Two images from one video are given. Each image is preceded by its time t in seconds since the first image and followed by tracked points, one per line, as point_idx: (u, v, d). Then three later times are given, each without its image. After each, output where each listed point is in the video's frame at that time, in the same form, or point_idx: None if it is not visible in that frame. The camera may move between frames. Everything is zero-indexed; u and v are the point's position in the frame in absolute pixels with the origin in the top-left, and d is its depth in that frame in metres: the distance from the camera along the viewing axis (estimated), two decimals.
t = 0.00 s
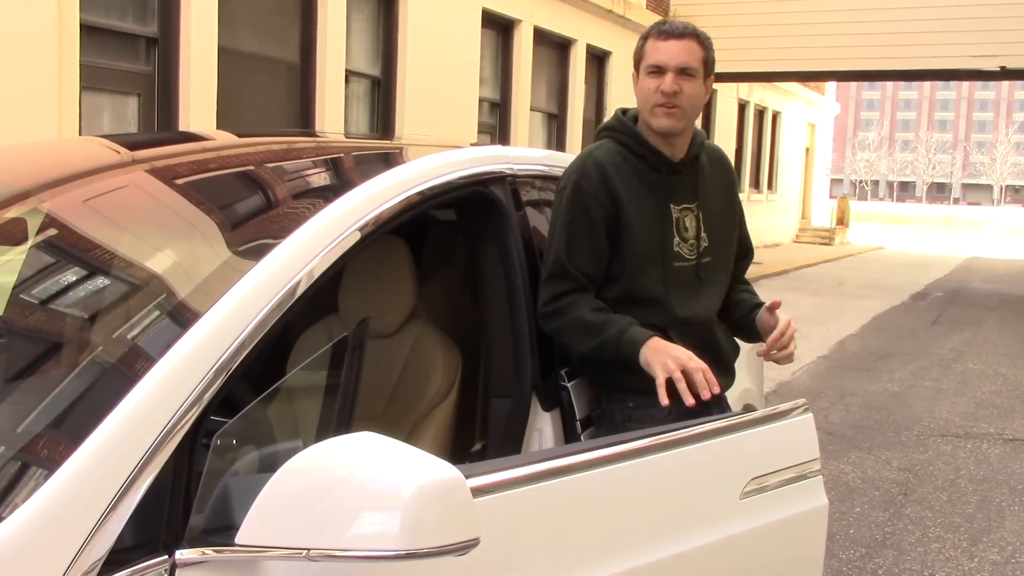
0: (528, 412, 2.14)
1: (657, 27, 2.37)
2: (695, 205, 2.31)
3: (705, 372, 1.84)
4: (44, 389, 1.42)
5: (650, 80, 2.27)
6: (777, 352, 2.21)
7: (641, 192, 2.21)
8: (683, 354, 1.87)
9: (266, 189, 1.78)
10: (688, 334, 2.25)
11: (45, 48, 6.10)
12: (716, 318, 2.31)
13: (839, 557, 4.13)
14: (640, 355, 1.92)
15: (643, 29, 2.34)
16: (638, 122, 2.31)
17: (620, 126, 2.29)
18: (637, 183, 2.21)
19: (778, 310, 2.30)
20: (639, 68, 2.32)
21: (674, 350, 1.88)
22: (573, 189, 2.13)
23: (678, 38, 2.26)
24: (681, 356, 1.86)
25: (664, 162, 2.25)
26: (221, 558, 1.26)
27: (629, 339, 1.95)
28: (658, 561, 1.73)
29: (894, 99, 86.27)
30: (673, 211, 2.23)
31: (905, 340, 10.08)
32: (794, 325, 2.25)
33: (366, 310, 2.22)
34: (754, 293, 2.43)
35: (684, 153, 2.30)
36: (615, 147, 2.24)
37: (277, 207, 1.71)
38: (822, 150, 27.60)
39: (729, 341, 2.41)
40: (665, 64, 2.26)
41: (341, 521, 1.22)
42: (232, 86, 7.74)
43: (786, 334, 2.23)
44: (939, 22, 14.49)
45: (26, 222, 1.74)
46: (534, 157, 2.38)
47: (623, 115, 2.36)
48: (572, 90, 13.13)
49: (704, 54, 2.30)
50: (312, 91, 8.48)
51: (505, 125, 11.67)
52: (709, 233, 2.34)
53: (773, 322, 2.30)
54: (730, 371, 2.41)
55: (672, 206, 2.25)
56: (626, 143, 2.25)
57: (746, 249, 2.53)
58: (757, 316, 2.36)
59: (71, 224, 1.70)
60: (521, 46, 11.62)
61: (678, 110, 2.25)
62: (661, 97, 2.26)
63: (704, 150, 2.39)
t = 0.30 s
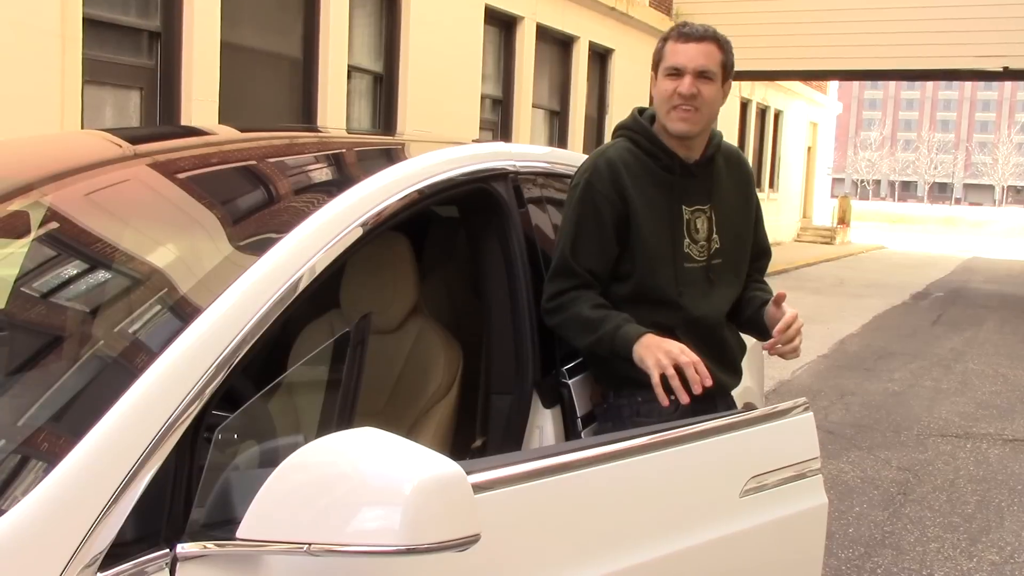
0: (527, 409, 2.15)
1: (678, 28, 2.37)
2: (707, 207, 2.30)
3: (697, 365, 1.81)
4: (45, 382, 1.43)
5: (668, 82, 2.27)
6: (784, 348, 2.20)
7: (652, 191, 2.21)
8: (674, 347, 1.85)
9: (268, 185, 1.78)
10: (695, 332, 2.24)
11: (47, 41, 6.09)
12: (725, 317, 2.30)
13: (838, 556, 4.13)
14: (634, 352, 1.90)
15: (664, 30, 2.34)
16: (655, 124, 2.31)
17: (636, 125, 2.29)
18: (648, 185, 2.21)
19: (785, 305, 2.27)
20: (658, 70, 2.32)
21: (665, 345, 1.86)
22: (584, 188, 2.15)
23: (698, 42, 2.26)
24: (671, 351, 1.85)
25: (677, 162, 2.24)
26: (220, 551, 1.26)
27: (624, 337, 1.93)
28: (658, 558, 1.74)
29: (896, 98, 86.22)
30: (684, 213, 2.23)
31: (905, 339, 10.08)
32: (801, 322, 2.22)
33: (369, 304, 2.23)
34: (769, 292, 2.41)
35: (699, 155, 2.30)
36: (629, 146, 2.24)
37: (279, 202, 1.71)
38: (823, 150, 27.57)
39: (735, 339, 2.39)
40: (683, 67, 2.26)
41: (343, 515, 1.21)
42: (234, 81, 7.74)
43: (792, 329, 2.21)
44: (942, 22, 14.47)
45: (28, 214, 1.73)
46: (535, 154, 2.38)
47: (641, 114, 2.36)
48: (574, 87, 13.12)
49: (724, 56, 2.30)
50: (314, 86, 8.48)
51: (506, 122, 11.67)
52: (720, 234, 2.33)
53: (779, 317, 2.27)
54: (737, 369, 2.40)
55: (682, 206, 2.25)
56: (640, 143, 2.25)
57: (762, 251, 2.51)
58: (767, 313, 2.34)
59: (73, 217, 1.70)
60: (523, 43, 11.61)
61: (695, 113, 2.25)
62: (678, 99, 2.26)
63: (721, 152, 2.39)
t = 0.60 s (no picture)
0: (528, 406, 2.15)
1: (672, 32, 2.37)
2: (700, 207, 2.31)
3: (715, 356, 1.85)
4: (46, 377, 1.43)
5: (662, 87, 2.27)
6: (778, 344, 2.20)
7: (648, 194, 2.21)
8: (686, 340, 1.88)
9: (269, 181, 1.79)
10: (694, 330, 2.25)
11: (49, 38, 6.09)
12: (723, 314, 2.31)
13: (838, 553, 4.14)
14: (647, 351, 1.92)
15: (659, 34, 2.33)
16: (647, 127, 2.31)
17: (628, 128, 2.28)
18: (644, 189, 2.21)
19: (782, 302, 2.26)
20: (652, 74, 2.32)
21: (676, 339, 1.89)
22: (580, 193, 2.14)
23: (693, 47, 2.27)
24: (684, 344, 1.87)
25: (670, 165, 2.25)
26: (222, 547, 1.26)
27: (633, 336, 1.96)
28: (657, 555, 1.74)
29: (897, 96, 86.20)
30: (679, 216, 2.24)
31: (906, 337, 10.08)
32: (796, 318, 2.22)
33: (369, 303, 2.22)
34: (761, 287, 2.42)
35: (691, 158, 2.30)
36: (622, 150, 2.24)
37: (280, 199, 1.71)
38: (824, 148, 27.55)
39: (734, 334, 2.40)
40: (678, 73, 2.26)
41: (343, 512, 1.22)
42: (235, 78, 7.74)
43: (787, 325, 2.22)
44: (943, 19, 14.45)
45: (29, 211, 1.73)
46: (536, 152, 2.38)
47: (633, 117, 2.36)
48: (576, 85, 13.12)
49: (717, 62, 2.30)
50: (315, 83, 8.48)
51: (508, 119, 11.67)
52: (714, 234, 2.34)
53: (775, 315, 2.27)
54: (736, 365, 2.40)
55: (678, 208, 2.26)
56: (632, 147, 2.24)
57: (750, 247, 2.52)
58: (761, 308, 2.33)
59: (75, 214, 1.70)
60: (525, 41, 11.61)
61: (689, 118, 2.25)
62: (672, 104, 2.26)
63: (711, 151, 2.39)
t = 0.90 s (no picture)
0: (530, 405, 2.15)
1: (664, 26, 2.37)
2: (698, 202, 2.31)
3: (722, 323, 1.86)
4: (48, 380, 1.43)
5: (658, 82, 2.27)
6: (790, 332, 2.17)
7: (647, 189, 2.21)
8: (691, 312, 1.89)
9: (269, 182, 1.79)
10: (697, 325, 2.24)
11: (48, 40, 6.09)
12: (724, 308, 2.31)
13: (840, 549, 4.14)
14: (655, 329, 1.92)
15: (652, 29, 2.33)
16: (643, 123, 2.31)
17: (624, 124, 2.29)
18: (644, 186, 2.21)
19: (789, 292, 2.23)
20: (647, 70, 2.32)
21: (682, 312, 1.89)
22: (579, 190, 2.14)
23: (686, 41, 2.26)
24: (690, 316, 1.88)
25: (667, 161, 2.25)
26: (225, 548, 1.26)
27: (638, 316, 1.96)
28: (661, 552, 1.74)
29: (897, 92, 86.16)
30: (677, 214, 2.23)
31: (907, 333, 10.09)
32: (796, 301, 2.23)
33: (371, 302, 2.22)
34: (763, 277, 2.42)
35: (689, 152, 2.30)
36: (619, 146, 2.24)
37: (280, 200, 1.72)
38: (824, 144, 27.53)
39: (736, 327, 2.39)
40: (673, 67, 2.26)
41: (346, 512, 1.22)
42: (235, 78, 7.74)
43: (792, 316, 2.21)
44: (943, 15, 14.45)
45: (30, 213, 1.73)
46: (535, 150, 2.38)
47: (628, 113, 2.36)
48: (575, 83, 13.11)
49: (711, 55, 2.30)
50: (315, 83, 8.48)
51: (507, 118, 11.67)
52: (713, 229, 2.34)
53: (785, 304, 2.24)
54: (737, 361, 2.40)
55: (677, 204, 2.26)
56: (629, 143, 2.25)
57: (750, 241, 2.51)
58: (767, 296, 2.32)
59: (76, 216, 1.70)
60: (524, 39, 11.60)
61: (685, 112, 2.25)
62: (668, 99, 2.26)
63: (706, 146, 2.39)
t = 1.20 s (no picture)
0: (531, 403, 2.15)
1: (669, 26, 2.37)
2: (702, 200, 2.31)
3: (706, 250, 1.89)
4: (48, 377, 1.43)
5: (662, 81, 2.27)
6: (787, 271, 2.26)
7: (648, 185, 2.22)
8: (675, 249, 1.90)
9: (270, 179, 1.79)
10: (700, 322, 2.24)
11: (49, 37, 6.10)
12: (728, 305, 2.30)
13: (841, 548, 4.14)
14: (649, 278, 1.93)
15: (656, 29, 2.33)
16: (648, 123, 2.31)
17: (628, 123, 2.28)
18: (646, 183, 2.22)
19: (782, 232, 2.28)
20: (651, 69, 2.31)
21: (667, 253, 1.90)
22: (581, 185, 2.15)
23: (691, 41, 2.27)
24: (676, 254, 1.89)
25: (671, 159, 2.25)
26: (225, 546, 1.26)
27: (617, 271, 1.97)
28: (661, 552, 1.74)
29: (898, 92, 86.12)
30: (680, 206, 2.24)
31: (908, 333, 10.08)
32: (793, 240, 2.22)
33: (372, 300, 2.22)
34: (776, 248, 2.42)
35: (693, 150, 2.30)
36: (622, 145, 2.25)
37: (281, 197, 1.71)
38: (826, 143, 27.51)
39: (739, 323, 2.39)
40: (678, 66, 2.26)
41: (346, 509, 1.22)
42: (235, 76, 7.74)
43: (789, 259, 2.24)
44: (945, 14, 14.44)
45: (31, 210, 1.73)
46: (538, 148, 2.38)
47: (633, 113, 2.36)
48: (576, 82, 13.11)
49: (715, 56, 2.30)
50: (316, 81, 8.48)
51: (509, 117, 11.67)
52: (719, 226, 2.33)
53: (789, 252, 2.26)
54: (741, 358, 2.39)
55: (679, 201, 2.26)
56: (633, 141, 2.25)
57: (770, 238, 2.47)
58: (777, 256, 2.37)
59: (77, 213, 1.70)
60: (525, 38, 11.60)
61: (689, 112, 2.24)
62: (673, 98, 2.25)
63: (712, 145, 2.39)
